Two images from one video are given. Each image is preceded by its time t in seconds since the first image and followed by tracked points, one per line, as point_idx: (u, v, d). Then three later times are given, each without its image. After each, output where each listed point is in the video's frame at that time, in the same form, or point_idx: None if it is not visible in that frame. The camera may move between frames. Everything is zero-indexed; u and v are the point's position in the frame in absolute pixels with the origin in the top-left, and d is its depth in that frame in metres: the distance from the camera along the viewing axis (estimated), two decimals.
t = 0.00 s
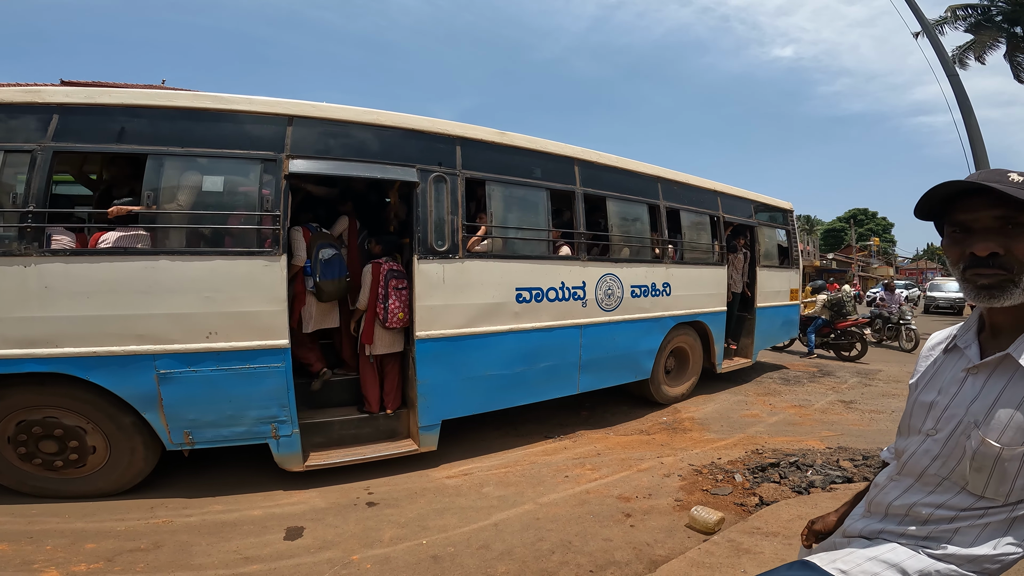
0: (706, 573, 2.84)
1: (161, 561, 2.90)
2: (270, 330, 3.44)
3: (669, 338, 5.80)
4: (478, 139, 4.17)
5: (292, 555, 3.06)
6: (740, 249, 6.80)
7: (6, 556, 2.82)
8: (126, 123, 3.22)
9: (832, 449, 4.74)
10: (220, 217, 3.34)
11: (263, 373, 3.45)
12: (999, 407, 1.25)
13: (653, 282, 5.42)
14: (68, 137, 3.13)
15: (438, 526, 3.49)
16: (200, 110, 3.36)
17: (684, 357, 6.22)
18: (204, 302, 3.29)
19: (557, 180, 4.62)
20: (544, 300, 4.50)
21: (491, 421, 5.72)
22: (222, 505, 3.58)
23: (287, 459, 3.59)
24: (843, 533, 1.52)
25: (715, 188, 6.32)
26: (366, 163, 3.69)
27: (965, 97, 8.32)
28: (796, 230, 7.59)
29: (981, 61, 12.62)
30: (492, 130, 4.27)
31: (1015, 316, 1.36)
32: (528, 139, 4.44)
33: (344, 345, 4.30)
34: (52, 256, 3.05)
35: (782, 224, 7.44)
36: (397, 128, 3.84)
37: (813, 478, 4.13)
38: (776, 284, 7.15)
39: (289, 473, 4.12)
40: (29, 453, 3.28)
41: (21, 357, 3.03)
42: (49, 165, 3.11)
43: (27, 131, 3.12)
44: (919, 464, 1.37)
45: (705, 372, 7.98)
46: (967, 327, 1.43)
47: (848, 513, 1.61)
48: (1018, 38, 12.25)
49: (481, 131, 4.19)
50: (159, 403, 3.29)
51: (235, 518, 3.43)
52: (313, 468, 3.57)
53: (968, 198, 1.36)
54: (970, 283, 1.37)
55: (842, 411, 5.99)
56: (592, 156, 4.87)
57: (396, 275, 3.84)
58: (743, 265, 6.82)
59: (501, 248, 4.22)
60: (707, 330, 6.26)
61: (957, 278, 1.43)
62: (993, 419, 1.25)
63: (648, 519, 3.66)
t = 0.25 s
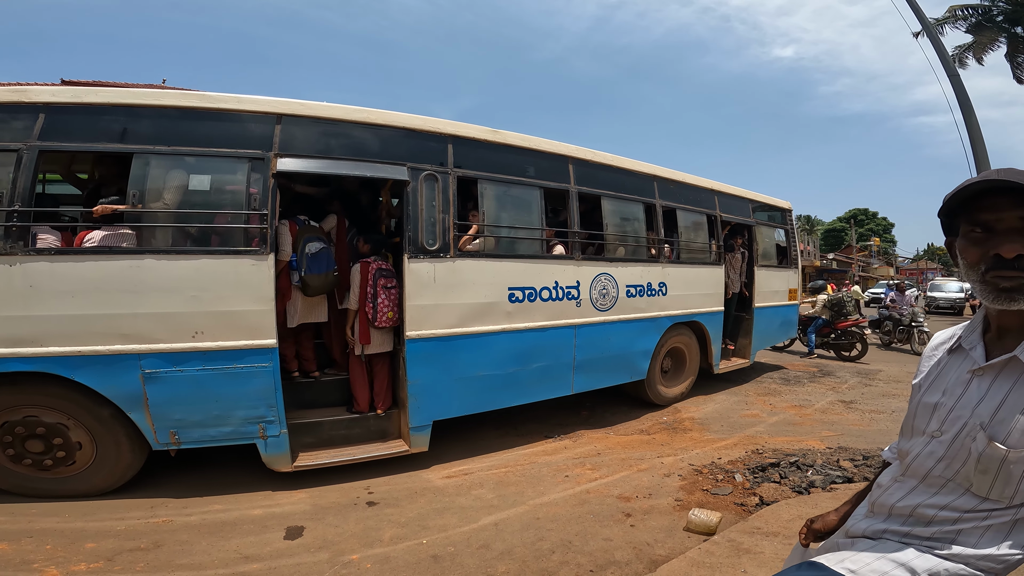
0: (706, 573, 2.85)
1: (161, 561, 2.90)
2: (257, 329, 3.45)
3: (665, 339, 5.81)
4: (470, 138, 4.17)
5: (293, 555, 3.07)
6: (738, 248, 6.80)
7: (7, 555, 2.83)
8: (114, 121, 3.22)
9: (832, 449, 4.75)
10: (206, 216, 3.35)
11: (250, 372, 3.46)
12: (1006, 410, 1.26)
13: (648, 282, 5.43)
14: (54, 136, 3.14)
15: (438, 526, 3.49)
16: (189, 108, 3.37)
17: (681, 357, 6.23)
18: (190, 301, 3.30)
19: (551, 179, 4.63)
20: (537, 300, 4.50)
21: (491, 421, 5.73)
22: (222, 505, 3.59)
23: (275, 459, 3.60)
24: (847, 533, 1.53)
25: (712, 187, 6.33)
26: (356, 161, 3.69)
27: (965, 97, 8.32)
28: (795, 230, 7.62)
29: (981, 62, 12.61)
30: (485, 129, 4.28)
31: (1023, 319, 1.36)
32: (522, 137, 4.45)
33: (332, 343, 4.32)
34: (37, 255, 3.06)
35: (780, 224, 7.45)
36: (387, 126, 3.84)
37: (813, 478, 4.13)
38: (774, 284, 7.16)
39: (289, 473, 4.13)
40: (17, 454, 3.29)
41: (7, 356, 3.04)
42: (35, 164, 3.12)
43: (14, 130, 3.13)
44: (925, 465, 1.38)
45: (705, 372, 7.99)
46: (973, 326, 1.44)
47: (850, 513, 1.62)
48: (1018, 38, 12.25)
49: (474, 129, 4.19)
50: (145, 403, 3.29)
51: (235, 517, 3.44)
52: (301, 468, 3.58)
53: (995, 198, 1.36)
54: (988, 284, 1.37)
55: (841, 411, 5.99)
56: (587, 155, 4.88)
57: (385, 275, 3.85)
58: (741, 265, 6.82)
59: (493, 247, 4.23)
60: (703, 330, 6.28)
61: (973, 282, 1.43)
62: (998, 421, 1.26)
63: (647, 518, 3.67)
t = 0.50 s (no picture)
0: (706, 572, 2.85)
1: (161, 560, 2.91)
2: (240, 330, 3.46)
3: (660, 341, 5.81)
4: (459, 135, 4.16)
5: (293, 554, 3.07)
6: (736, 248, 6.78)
7: (7, 554, 2.84)
8: (94, 121, 3.23)
9: (832, 449, 4.76)
10: (188, 216, 3.35)
11: (234, 372, 3.46)
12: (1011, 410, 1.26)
13: (643, 282, 5.43)
14: (34, 136, 3.14)
15: (438, 526, 3.50)
16: (171, 107, 3.36)
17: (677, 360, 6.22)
18: (172, 301, 3.31)
19: (542, 177, 4.63)
20: (528, 301, 4.51)
21: (491, 421, 5.74)
22: (222, 504, 3.60)
23: (258, 461, 3.60)
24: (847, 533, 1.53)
25: (709, 186, 6.32)
26: (342, 160, 3.68)
27: (966, 97, 8.33)
28: (793, 229, 7.62)
29: (982, 62, 12.62)
30: (475, 127, 4.28)
31: None
32: (513, 135, 4.45)
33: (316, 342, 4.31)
34: (18, 254, 3.07)
35: (779, 224, 7.46)
36: (374, 123, 3.82)
37: (813, 478, 4.14)
38: (772, 284, 7.16)
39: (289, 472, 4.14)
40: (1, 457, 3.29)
41: None
42: (16, 164, 3.12)
43: None
44: (927, 465, 1.38)
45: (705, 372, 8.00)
46: (978, 326, 1.44)
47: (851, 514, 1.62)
48: (1018, 38, 12.25)
49: (464, 127, 4.19)
50: (125, 403, 3.30)
51: (235, 516, 3.44)
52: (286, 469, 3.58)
53: (1000, 197, 1.36)
54: (993, 283, 1.37)
55: (842, 411, 6.00)
56: (580, 153, 4.89)
57: (369, 274, 3.85)
58: (738, 265, 6.79)
59: (482, 247, 4.23)
60: (700, 330, 6.29)
61: (977, 281, 1.43)
62: (1003, 421, 1.26)
63: (647, 518, 3.67)
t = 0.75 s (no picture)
0: (706, 572, 2.85)
1: (160, 560, 2.91)
2: (214, 332, 3.45)
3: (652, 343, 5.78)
4: (444, 134, 4.16)
5: (292, 554, 3.06)
6: (731, 249, 6.79)
7: (6, 554, 2.83)
8: (65, 121, 3.22)
9: (832, 449, 4.76)
10: (161, 216, 3.35)
11: (208, 375, 3.46)
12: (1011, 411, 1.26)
13: (635, 283, 5.43)
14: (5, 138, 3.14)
15: (438, 526, 3.49)
16: (144, 106, 3.34)
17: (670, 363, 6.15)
18: (145, 302, 3.30)
19: (529, 177, 4.62)
20: (514, 303, 4.50)
21: (491, 421, 5.74)
22: (221, 504, 3.59)
23: (236, 463, 3.61)
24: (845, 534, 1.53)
25: (705, 185, 6.32)
26: (320, 159, 3.67)
27: (966, 97, 8.33)
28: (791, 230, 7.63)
29: (981, 62, 12.62)
30: (462, 125, 4.27)
31: None
32: (499, 133, 4.44)
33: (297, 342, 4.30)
34: None
35: (777, 224, 7.46)
36: (355, 122, 3.82)
37: (813, 478, 4.14)
38: (769, 285, 7.16)
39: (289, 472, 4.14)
40: None
41: None
42: None
43: None
44: (926, 466, 1.38)
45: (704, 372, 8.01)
46: (979, 326, 1.44)
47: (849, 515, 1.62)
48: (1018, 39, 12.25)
49: (450, 125, 4.18)
50: (97, 405, 3.31)
51: (235, 516, 3.44)
52: (263, 472, 3.59)
53: (1001, 196, 1.36)
54: (994, 282, 1.37)
55: (841, 411, 6.01)
56: (570, 152, 4.88)
57: (350, 274, 3.83)
58: (734, 266, 6.77)
59: (466, 248, 4.22)
60: (693, 333, 6.25)
61: (979, 280, 1.43)
62: (1003, 421, 1.26)
63: (647, 518, 3.67)
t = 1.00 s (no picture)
0: (705, 573, 2.86)
1: (160, 560, 2.91)
2: (178, 336, 3.45)
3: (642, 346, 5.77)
4: (425, 132, 4.17)
5: (291, 555, 3.07)
6: (726, 250, 6.81)
7: (6, 554, 2.84)
8: (30, 122, 3.25)
9: (831, 449, 4.77)
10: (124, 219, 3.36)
11: (173, 381, 3.46)
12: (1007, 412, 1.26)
13: (624, 286, 5.42)
14: None
15: (438, 526, 3.49)
16: (109, 107, 3.38)
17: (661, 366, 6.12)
18: (107, 305, 3.30)
19: (513, 176, 4.62)
20: (496, 306, 4.51)
21: (491, 421, 5.75)
22: (221, 504, 3.60)
23: (205, 467, 3.62)
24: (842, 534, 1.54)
25: (699, 185, 6.32)
26: (289, 159, 3.66)
27: (966, 97, 8.33)
28: (789, 232, 7.62)
29: (982, 62, 12.61)
30: (444, 124, 4.28)
31: None
32: (481, 131, 4.44)
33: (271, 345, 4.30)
34: None
35: (774, 225, 7.46)
36: (331, 121, 3.83)
37: (812, 478, 4.14)
38: (764, 288, 7.14)
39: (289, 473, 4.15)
40: None
41: None
42: None
43: None
44: (923, 467, 1.38)
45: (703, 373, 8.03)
46: (974, 327, 1.44)
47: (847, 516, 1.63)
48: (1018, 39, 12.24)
49: (431, 124, 4.19)
50: (61, 410, 3.32)
51: (234, 516, 3.44)
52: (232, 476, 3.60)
53: (995, 198, 1.36)
54: (988, 285, 1.37)
55: (841, 411, 6.01)
56: (557, 151, 4.88)
57: (319, 276, 3.82)
58: (729, 268, 6.82)
59: (446, 250, 4.22)
60: (683, 335, 6.22)
61: (974, 282, 1.44)
62: (999, 423, 1.27)
63: (646, 518, 3.68)
